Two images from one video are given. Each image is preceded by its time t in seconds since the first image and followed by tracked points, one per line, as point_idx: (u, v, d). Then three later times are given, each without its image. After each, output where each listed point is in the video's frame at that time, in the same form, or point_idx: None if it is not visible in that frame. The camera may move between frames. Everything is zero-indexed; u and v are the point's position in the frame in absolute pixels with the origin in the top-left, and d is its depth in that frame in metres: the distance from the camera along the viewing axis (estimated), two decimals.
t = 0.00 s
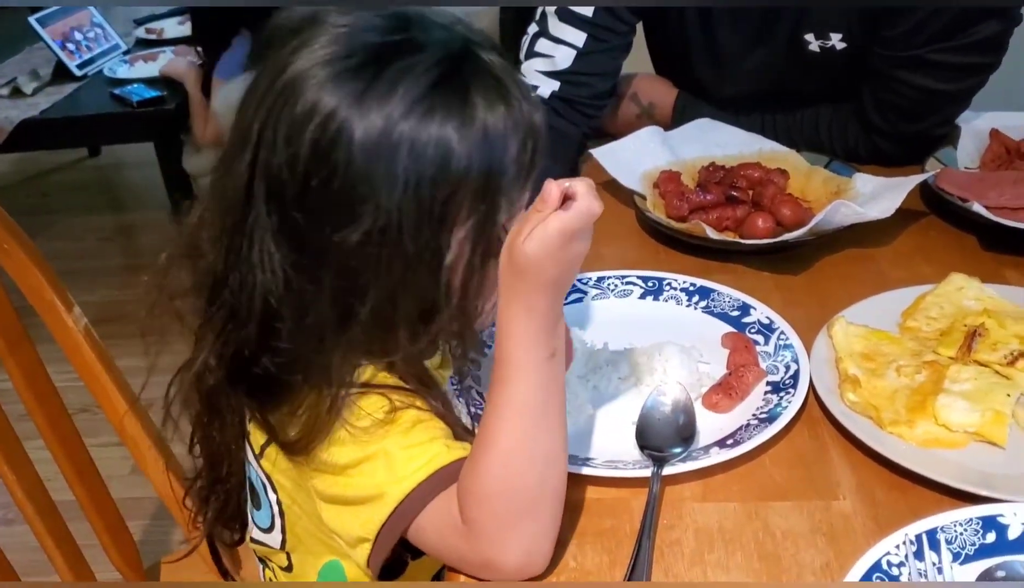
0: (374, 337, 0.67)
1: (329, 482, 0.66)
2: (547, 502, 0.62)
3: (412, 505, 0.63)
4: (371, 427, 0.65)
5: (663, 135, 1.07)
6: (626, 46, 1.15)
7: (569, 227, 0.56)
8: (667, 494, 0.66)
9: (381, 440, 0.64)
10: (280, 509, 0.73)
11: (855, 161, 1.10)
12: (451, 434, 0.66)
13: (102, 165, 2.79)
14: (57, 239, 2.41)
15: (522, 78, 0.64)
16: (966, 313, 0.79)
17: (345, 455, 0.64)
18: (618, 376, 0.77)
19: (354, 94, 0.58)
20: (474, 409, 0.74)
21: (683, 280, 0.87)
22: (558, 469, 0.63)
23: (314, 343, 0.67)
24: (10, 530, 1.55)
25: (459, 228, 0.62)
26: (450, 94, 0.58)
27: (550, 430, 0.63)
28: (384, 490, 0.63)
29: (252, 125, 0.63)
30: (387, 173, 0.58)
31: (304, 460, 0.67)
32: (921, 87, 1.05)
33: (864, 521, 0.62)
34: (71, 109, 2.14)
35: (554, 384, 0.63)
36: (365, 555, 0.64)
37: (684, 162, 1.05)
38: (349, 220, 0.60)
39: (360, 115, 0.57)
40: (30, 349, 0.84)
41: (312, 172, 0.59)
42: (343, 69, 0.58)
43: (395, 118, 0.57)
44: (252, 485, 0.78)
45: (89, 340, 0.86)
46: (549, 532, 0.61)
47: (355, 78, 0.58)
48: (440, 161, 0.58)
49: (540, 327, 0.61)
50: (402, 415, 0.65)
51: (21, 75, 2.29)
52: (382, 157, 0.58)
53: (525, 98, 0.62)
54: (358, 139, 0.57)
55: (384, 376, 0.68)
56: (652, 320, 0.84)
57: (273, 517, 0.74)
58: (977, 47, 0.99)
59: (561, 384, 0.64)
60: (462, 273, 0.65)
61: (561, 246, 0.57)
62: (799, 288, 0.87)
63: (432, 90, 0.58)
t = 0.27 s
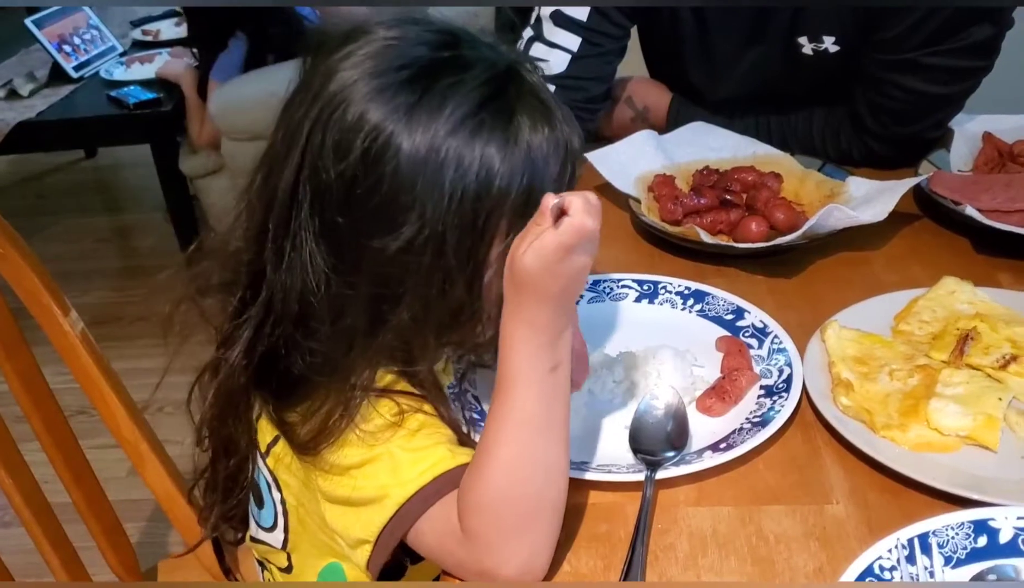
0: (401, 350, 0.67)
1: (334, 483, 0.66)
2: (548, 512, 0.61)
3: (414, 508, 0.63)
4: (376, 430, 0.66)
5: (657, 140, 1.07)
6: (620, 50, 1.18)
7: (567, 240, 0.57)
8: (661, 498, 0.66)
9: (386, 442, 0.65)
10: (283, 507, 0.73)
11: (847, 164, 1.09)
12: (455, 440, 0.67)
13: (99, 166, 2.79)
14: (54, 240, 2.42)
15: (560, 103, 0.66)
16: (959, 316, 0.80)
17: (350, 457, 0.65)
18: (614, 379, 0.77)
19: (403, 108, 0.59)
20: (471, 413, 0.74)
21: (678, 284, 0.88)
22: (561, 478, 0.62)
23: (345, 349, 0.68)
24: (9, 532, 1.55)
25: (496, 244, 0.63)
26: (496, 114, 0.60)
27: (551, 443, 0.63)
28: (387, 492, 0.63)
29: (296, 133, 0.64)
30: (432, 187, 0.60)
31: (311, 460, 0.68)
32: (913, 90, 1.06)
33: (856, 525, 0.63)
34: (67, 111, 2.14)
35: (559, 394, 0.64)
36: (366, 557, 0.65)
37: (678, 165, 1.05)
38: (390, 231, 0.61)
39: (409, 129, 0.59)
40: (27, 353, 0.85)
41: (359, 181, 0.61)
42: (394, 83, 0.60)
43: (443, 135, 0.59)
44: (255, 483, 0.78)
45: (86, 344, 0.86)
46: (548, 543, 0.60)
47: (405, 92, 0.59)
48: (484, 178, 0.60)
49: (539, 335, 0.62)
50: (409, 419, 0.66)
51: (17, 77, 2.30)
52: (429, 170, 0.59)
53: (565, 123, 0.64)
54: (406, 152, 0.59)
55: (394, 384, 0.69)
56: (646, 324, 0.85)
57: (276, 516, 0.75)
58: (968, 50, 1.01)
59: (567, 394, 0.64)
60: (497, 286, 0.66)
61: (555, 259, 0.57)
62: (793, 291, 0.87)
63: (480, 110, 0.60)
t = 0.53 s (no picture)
0: (400, 360, 0.67)
1: (325, 488, 0.66)
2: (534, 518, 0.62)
3: (404, 513, 0.63)
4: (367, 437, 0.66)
5: (649, 146, 1.08)
6: (611, 57, 1.17)
7: (525, 255, 0.56)
8: (650, 506, 0.66)
9: (377, 448, 0.65)
10: (275, 510, 0.74)
11: (840, 169, 1.09)
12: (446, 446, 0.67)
13: (94, 169, 2.79)
14: (49, 243, 2.41)
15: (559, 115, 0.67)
16: (947, 323, 0.80)
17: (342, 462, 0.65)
18: (604, 384, 0.78)
19: (406, 118, 0.60)
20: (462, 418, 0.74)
21: (670, 290, 0.88)
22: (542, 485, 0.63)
23: (341, 354, 0.68)
24: (4, 537, 1.55)
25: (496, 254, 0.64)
26: (498, 126, 0.61)
27: (535, 451, 0.63)
28: (378, 497, 0.63)
29: (297, 142, 0.65)
30: (433, 197, 0.60)
31: (304, 465, 0.68)
32: (903, 95, 1.06)
33: (844, 533, 0.63)
34: (62, 115, 2.15)
35: (540, 402, 0.64)
36: (356, 561, 0.65)
37: (669, 171, 1.05)
38: (391, 240, 0.62)
39: (412, 140, 0.59)
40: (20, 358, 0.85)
41: (360, 189, 0.61)
42: (397, 94, 0.60)
43: (446, 146, 0.59)
44: (247, 486, 0.78)
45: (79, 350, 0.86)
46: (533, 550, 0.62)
47: (408, 103, 0.60)
48: (485, 189, 0.61)
49: (517, 345, 0.62)
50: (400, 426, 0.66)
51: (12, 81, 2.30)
52: (430, 181, 0.60)
53: (565, 136, 0.65)
54: (408, 162, 0.60)
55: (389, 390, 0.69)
56: (636, 329, 0.85)
57: (269, 519, 0.75)
58: (959, 56, 1.02)
59: (546, 401, 0.64)
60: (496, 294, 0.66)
61: (520, 275, 0.57)
62: (783, 297, 0.87)
63: (482, 122, 0.60)
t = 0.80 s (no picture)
0: (397, 373, 0.67)
1: (317, 498, 0.67)
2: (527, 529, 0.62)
3: (395, 522, 0.63)
4: (359, 447, 0.66)
5: (639, 153, 1.08)
6: (602, 64, 1.19)
7: (509, 268, 0.56)
8: (638, 514, 0.67)
9: (368, 458, 0.65)
10: (267, 519, 0.73)
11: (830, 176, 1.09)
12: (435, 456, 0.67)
13: (88, 173, 2.79)
14: (42, 247, 2.41)
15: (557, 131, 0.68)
16: (936, 331, 0.81)
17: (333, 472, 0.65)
18: (593, 392, 0.78)
19: (406, 133, 0.60)
20: (453, 426, 0.74)
21: (661, 297, 0.88)
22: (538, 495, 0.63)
23: (337, 366, 0.68)
24: None
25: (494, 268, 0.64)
26: (496, 142, 0.61)
27: (528, 462, 0.63)
28: (369, 506, 0.64)
29: (296, 155, 0.65)
30: (432, 211, 0.61)
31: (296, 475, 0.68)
32: (894, 103, 1.08)
33: (831, 541, 0.63)
34: (54, 119, 2.15)
35: (534, 414, 0.64)
36: (347, 570, 0.65)
37: (660, 178, 1.06)
38: (390, 252, 0.62)
39: (411, 154, 0.60)
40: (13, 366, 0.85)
41: (360, 203, 0.61)
42: (396, 108, 0.61)
43: (444, 161, 0.60)
44: (238, 495, 0.78)
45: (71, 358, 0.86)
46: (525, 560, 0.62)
47: (408, 117, 0.60)
48: (484, 204, 0.61)
49: (512, 358, 0.62)
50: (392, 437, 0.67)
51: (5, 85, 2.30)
52: (429, 195, 0.60)
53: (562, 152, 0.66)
54: (407, 176, 0.60)
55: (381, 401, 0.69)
56: (627, 336, 0.85)
57: (261, 528, 0.75)
58: (949, 65, 1.03)
59: (541, 413, 0.64)
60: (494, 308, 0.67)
61: (504, 288, 0.57)
62: (773, 304, 0.88)
63: (481, 138, 0.61)
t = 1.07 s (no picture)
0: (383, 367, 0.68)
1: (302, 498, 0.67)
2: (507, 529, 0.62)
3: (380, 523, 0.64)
4: (344, 446, 0.66)
5: (629, 153, 1.08)
6: (592, 66, 1.19)
7: (483, 272, 0.57)
8: (624, 512, 0.67)
9: (353, 458, 0.65)
10: (256, 518, 0.73)
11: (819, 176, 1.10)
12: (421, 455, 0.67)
13: (80, 173, 2.79)
14: (35, 246, 2.41)
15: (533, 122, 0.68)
16: (922, 331, 0.81)
17: (318, 472, 0.65)
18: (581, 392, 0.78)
19: (381, 129, 0.60)
20: (441, 424, 0.74)
21: (649, 297, 0.89)
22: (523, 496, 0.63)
23: (324, 364, 0.68)
24: None
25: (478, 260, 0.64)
26: (472, 133, 0.62)
27: (516, 463, 0.63)
28: (354, 507, 0.64)
29: (274, 157, 0.65)
30: (412, 205, 0.61)
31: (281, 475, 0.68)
32: (882, 106, 1.08)
33: (815, 540, 0.63)
34: (46, 118, 2.15)
35: (519, 417, 0.64)
36: (333, 570, 0.65)
37: (649, 178, 1.06)
38: (373, 248, 0.62)
39: (388, 149, 0.60)
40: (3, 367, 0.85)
41: (340, 200, 0.61)
42: (371, 105, 0.61)
43: (422, 154, 0.60)
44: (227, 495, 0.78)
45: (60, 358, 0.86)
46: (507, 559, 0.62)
47: (382, 113, 0.61)
48: (463, 196, 0.61)
49: (495, 361, 0.62)
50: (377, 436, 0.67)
51: None
52: (409, 189, 0.60)
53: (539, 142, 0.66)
54: (385, 171, 0.60)
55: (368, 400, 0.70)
56: (614, 336, 0.85)
57: (249, 527, 0.75)
58: (942, 67, 1.04)
59: (526, 417, 0.64)
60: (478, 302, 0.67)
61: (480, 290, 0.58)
62: (760, 304, 0.88)
63: (456, 130, 0.61)
